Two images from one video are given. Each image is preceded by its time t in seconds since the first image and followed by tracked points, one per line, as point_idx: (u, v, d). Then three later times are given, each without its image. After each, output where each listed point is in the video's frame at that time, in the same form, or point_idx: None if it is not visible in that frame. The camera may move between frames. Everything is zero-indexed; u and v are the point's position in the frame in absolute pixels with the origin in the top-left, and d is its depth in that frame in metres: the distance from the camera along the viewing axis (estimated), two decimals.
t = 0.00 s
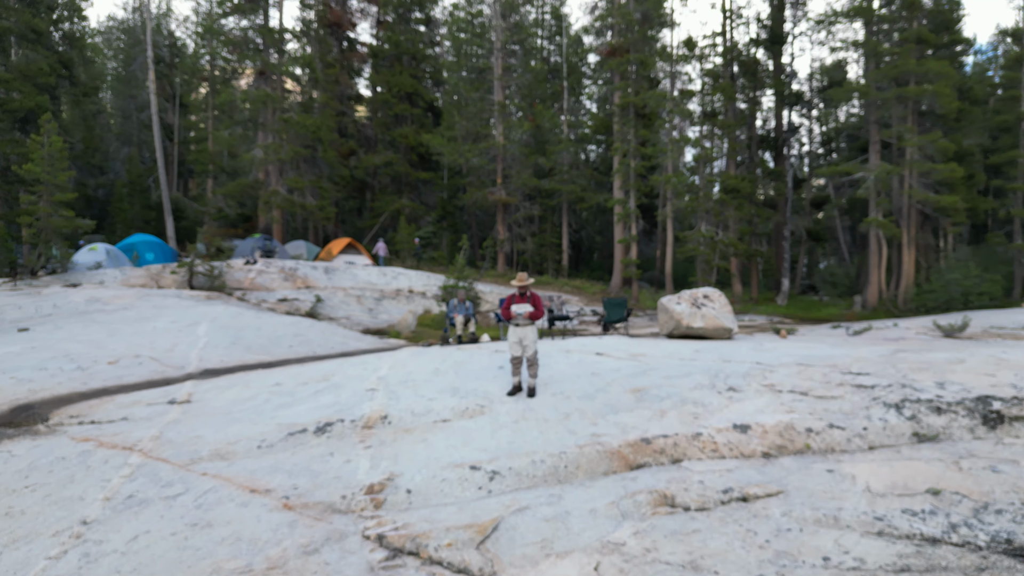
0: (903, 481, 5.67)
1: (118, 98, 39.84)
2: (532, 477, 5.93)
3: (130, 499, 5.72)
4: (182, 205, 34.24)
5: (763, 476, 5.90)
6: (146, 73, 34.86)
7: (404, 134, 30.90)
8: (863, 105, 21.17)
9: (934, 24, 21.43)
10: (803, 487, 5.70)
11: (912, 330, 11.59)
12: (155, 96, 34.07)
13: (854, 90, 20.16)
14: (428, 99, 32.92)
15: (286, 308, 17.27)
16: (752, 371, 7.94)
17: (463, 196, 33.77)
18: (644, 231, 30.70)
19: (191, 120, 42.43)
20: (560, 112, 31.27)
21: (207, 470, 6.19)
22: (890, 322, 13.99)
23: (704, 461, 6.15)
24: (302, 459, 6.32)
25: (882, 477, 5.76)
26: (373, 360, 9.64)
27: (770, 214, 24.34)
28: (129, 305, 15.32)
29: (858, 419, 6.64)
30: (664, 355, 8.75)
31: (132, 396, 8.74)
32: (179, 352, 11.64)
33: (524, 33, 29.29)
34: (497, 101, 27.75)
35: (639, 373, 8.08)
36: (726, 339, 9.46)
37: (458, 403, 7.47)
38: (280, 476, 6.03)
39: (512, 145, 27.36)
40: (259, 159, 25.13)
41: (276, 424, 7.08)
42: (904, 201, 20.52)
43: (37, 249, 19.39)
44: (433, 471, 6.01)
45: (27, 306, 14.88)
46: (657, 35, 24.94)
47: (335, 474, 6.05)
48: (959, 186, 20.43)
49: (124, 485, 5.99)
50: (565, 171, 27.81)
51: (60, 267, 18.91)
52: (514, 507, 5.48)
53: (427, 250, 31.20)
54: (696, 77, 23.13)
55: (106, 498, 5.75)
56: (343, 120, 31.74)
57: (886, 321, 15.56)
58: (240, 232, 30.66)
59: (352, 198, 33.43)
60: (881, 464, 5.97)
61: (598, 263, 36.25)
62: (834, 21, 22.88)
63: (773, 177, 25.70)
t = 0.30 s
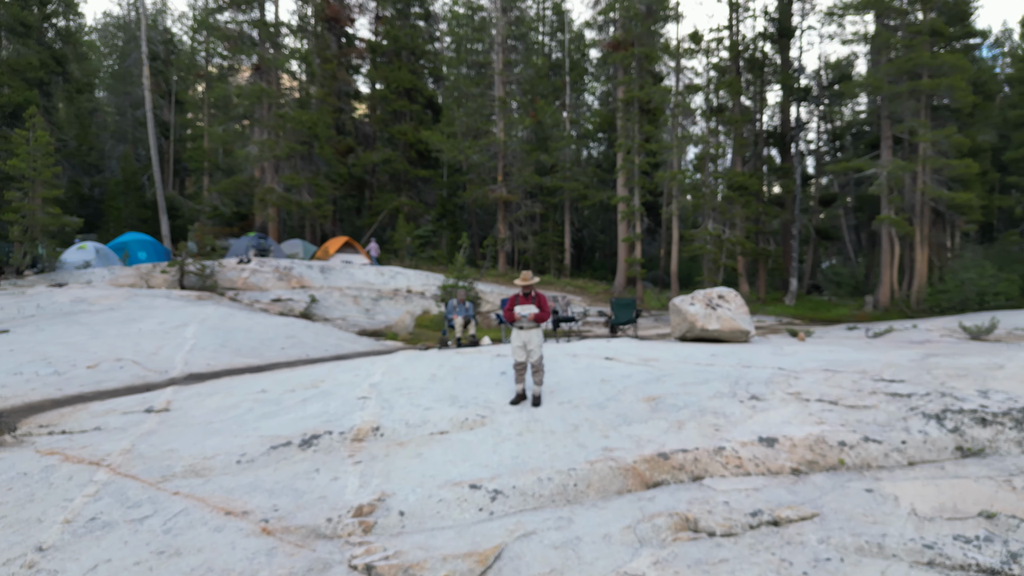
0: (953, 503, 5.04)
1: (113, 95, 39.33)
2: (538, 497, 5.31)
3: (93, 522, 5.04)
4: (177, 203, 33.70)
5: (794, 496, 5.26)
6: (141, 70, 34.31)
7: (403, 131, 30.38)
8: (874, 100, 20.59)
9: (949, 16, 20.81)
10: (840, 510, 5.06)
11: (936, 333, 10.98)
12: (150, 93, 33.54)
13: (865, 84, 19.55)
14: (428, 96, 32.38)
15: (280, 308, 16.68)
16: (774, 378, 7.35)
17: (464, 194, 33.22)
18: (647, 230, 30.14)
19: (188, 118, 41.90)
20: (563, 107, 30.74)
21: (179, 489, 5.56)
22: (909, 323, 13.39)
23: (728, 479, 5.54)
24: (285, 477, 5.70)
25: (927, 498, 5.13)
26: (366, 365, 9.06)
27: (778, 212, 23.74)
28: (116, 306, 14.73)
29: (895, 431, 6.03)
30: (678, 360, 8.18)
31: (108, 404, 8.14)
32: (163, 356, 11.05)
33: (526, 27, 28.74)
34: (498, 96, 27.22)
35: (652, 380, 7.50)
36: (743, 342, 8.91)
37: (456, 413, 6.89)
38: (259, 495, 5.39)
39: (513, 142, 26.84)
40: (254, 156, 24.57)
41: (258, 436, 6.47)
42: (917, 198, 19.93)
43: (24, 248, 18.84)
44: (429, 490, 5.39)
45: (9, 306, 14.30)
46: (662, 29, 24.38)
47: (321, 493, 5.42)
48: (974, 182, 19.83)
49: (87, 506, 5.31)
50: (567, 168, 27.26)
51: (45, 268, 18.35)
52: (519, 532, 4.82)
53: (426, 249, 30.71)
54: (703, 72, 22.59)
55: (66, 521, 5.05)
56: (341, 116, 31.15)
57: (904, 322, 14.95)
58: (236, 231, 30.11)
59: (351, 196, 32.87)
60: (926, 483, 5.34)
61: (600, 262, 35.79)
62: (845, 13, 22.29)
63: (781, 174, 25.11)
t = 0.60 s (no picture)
0: (1019, 532, 4.32)
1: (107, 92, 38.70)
2: (545, 523, 4.66)
3: (42, 552, 4.36)
4: (171, 201, 33.08)
5: (835, 523, 4.56)
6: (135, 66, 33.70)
7: (402, 127, 29.81)
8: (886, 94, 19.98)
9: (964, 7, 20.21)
10: (888, 539, 4.33)
11: (964, 336, 10.37)
12: (144, 89, 32.94)
13: (878, 77, 18.89)
14: (427, 91, 31.80)
15: (272, 309, 16.07)
16: (802, 386, 6.75)
17: (463, 192, 32.62)
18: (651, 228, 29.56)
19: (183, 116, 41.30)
20: (565, 103, 30.17)
21: (142, 514, 4.89)
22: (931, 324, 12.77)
23: (758, 502, 4.89)
24: (262, 499, 5.05)
25: (987, 525, 4.40)
26: (357, 371, 8.45)
27: (786, 209, 23.13)
28: (100, 306, 14.11)
29: (942, 447, 5.39)
30: (695, 366, 7.58)
31: (77, 413, 7.51)
32: (145, 360, 10.45)
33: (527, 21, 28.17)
34: (498, 91, 26.64)
35: (668, 389, 6.91)
36: (762, 345, 8.63)
37: (453, 425, 6.27)
38: (231, 522, 4.72)
39: (514, 138, 26.24)
40: (248, 152, 23.96)
41: (235, 452, 5.84)
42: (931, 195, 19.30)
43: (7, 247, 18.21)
44: (423, 515, 4.74)
45: None
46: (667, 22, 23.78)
47: (300, 519, 4.75)
48: (990, 178, 19.20)
49: (37, 533, 4.64)
50: (569, 165, 26.67)
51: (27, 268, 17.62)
52: (524, 565, 4.14)
53: (425, 248, 30.14)
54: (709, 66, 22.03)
55: (11, 552, 4.39)
56: (338, 113, 30.54)
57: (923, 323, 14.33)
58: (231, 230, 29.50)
59: (349, 194, 32.28)
60: (985, 508, 4.60)
61: (602, 261, 35.21)
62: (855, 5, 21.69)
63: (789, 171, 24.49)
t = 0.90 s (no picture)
0: None
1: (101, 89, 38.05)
2: (553, 558, 4.00)
3: None
4: (165, 200, 32.44)
5: (887, 558, 3.83)
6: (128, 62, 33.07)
7: (400, 124, 29.22)
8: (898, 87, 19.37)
9: None
10: None
11: (994, 340, 9.76)
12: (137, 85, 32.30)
13: (892, 69, 18.22)
14: (425, 87, 31.20)
15: (263, 310, 15.46)
16: (835, 398, 6.14)
17: (463, 190, 32.02)
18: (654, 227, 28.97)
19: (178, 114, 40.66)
20: (566, 98, 29.57)
21: (93, 546, 4.19)
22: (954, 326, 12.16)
23: (796, 532, 4.22)
24: (230, 528, 4.37)
25: None
26: (346, 378, 7.83)
27: (795, 207, 22.51)
28: (81, 307, 13.48)
29: (1001, 467, 4.72)
30: (715, 375, 6.98)
31: (39, 425, 6.86)
32: (123, 365, 9.81)
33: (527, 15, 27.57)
34: (498, 86, 26.04)
35: (687, 401, 6.31)
36: (784, 350, 8.19)
37: (449, 442, 5.65)
38: (193, 556, 4.02)
39: (515, 134, 25.65)
40: (241, 149, 23.36)
41: (205, 473, 5.18)
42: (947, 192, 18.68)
43: None
44: (413, 548, 4.06)
45: None
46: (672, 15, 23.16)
47: (273, 554, 4.05)
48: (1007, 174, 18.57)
49: None
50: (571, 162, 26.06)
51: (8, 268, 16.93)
52: None
53: (424, 247, 29.57)
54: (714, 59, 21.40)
55: None
56: (334, 110, 29.93)
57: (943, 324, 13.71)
58: (225, 228, 28.88)
59: (346, 192, 31.68)
60: None
61: (603, 261, 34.61)
62: None
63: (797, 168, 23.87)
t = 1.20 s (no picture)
0: None
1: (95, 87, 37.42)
2: None
3: None
4: (159, 198, 31.80)
5: None
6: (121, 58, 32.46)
7: (398, 120, 28.63)
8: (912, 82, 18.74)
9: None
10: None
11: None
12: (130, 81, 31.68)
13: (906, 62, 17.61)
14: (424, 83, 30.60)
15: (253, 311, 14.85)
16: (873, 411, 5.55)
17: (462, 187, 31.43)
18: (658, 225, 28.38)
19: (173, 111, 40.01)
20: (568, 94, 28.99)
21: None
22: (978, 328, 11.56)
23: (846, 572, 3.58)
24: (187, 564, 3.74)
25: None
26: (332, 387, 7.23)
27: (803, 206, 21.90)
28: (62, 309, 12.88)
29: None
30: (737, 384, 6.39)
31: None
32: (98, 371, 9.19)
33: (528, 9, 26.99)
34: (499, 81, 25.45)
35: (708, 414, 5.72)
36: (808, 355, 7.74)
37: (443, 462, 5.05)
38: None
39: (516, 130, 25.06)
40: (234, 145, 22.76)
41: (166, 497, 4.56)
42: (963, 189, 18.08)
43: None
44: None
45: None
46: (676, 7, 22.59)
47: None
48: None
49: None
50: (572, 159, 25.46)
51: None
52: None
53: (423, 246, 28.97)
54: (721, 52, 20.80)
55: None
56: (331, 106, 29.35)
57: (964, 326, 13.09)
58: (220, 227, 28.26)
59: (343, 190, 31.10)
60: None
61: (605, 260, 34.03)
62: None
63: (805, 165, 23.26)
